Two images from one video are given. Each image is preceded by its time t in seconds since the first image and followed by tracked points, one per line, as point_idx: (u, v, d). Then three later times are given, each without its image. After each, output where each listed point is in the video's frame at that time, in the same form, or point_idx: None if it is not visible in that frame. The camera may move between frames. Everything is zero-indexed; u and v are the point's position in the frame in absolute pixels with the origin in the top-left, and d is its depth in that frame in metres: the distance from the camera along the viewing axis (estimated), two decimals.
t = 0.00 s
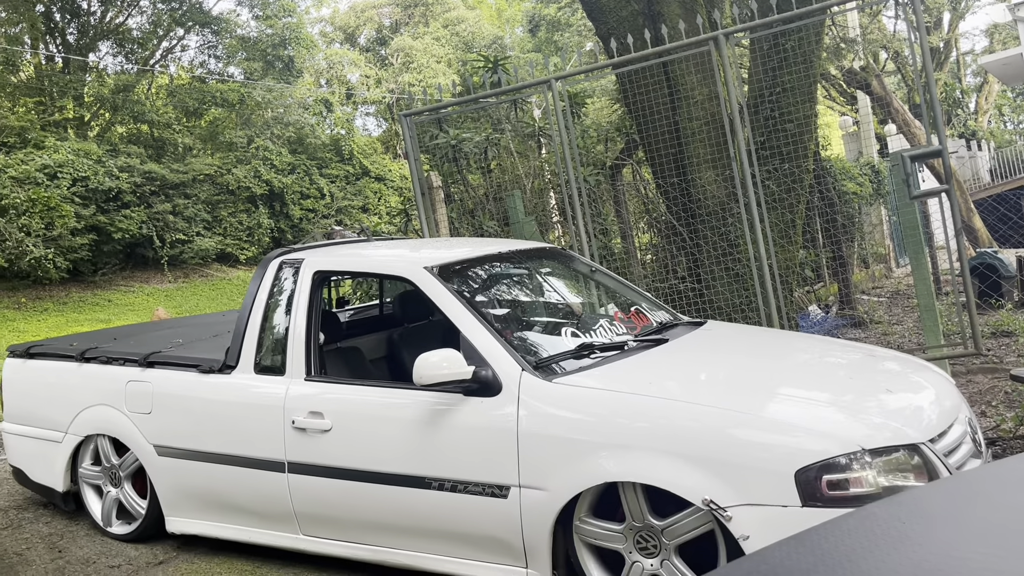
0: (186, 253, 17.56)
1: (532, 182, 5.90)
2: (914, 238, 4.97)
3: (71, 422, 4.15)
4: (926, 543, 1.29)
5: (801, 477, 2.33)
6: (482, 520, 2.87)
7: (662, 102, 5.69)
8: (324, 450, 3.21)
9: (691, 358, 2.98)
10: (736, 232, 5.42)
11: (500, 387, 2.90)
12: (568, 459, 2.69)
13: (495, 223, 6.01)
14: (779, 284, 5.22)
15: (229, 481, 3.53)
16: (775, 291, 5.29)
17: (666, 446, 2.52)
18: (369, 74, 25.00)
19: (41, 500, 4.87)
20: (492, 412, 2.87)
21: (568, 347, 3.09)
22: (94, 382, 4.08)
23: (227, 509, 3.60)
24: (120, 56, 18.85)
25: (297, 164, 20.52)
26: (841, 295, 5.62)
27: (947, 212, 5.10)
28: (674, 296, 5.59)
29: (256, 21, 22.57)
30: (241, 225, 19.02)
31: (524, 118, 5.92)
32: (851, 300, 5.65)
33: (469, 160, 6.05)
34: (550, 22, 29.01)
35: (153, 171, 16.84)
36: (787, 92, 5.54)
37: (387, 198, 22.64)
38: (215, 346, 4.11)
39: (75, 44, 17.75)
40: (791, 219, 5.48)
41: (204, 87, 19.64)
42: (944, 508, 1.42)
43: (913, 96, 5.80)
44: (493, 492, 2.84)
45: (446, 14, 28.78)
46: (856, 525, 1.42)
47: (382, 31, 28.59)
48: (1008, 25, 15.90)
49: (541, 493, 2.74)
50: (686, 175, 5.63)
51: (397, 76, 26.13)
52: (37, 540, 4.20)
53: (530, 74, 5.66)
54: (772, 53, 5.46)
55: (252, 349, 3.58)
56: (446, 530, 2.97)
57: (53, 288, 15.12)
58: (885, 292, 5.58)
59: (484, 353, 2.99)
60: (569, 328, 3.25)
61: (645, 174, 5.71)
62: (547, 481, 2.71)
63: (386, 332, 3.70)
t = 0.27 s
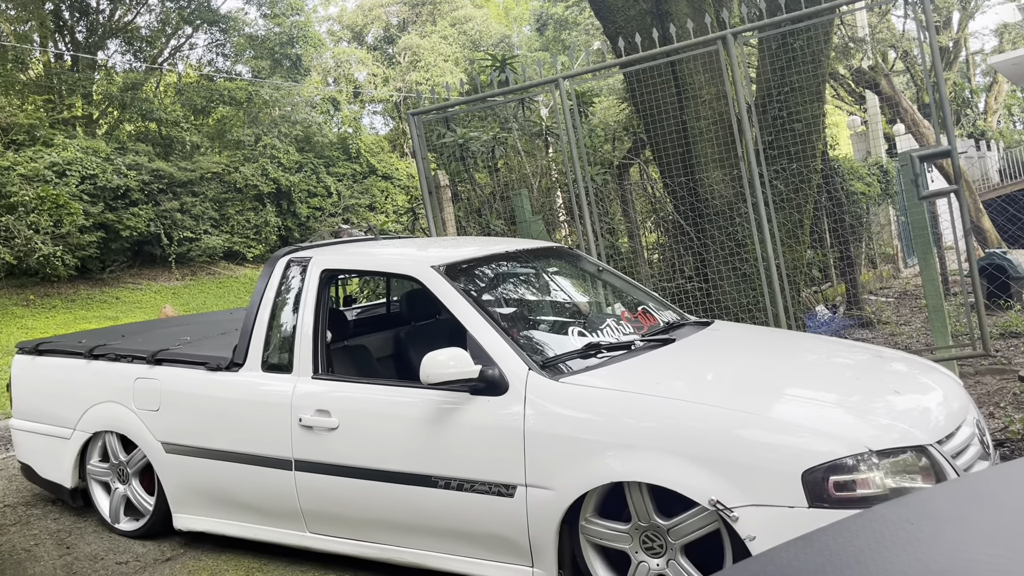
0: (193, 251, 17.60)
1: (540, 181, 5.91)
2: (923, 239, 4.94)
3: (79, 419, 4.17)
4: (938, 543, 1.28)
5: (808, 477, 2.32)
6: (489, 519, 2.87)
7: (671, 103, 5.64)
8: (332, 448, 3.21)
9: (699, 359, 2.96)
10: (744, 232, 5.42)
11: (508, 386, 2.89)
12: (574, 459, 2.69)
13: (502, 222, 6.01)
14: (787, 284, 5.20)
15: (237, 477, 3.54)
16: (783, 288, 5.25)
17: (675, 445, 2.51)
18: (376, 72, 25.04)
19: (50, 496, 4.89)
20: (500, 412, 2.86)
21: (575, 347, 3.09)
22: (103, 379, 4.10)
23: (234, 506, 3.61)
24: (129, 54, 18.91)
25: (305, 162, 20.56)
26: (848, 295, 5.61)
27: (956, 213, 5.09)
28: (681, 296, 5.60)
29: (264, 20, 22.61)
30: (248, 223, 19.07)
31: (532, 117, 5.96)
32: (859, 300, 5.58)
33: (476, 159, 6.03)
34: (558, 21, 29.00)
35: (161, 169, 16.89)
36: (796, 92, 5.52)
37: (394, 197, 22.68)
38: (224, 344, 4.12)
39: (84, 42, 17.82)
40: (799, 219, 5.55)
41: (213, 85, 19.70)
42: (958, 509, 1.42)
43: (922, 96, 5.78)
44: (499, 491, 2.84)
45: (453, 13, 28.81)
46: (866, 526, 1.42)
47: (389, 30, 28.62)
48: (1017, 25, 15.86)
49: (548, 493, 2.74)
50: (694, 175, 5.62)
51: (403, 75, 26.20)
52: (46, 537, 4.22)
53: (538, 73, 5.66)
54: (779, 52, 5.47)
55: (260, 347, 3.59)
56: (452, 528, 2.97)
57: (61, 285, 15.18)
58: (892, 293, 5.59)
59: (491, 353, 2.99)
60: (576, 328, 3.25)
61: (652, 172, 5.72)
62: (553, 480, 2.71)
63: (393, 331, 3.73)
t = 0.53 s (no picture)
0: (200, 248, 17.63)
1: (546, 179, 5.89)
2: (931, 238, 4.91)
3: (82, 414, 4.18)
4: (946, 544, 1.28)
5: (799, 476, 2.32)
6: (485, 515, 2.88)
7: (677, 100, 5.63)
8: (331, 444, 3.22)
9: (701, 357, 2.96)
10: (750, 230, 5.42)
11: (504, 383, 2.90)
12: (569, 455, 2.69)
13: (509, 220, 6.01)
14: (794, 283, 5.17)
15: (236, 472, 3.55)
16: (791, 292, 5.24)
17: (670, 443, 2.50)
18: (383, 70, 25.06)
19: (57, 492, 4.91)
20: (497, 408, 2.87)
21: (571, 345, 3.09)
22: (105, 374, 4.11)
23: (233, 500, 3.62)
24: (137, 51, 18.96)
25: (312, 159, 20.58)
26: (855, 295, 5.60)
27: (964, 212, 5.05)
28: (687, 295, 5.56)
29: (271, 17, 22.64)
30: (255, 220, 19.11)
31: (539, 115, 5.96)
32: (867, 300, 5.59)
33: (483, 157, 6.04)
34: (565, 19, 28.99)
35: (168, 166, 16.92)
36: (804, 90, 5.56)
37: (401, 194, 22.70)
38: (225, 340, 4.12)
39: (93, 39, 17.87)
40: (806, 218, 5.41)
41: (220, 82, 19.74)
42: (966, 510, 1.41)
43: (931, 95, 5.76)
44: (495, 487, 2.85)
45: (460, 10, 28.82)
46: (875, 526, 1.41)
47: (396, 27, 28.64)
48: None
49: (542, 489, 2.74)
50: (700, 172, 5.64)
51: (410, 73, 26.30)
52: (53, 532, 4.24)
53: (545, 71, 5.65)
54: (787, 51, 5.53)
55: (260, 343, 3.59)
56: (448, 524, 2.98)
57: (69, 282, 15.22)
58: (900, 292, 5.71)
59: (487, 350, 2.99)
60: (573, 327, 3.24)
61: (658, 171, 5.75)
62: (548, 477, 2.72)
63: (393, 328, 3.75)
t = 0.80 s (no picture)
0: (207, 245, 17.67)
1: (552, 176, 5.89)
2: (937, 237, 4.88)
3: (76, 406, 4.24)
4: (951, 545, 1.27)
5: (768, 470, 2.39)
6: (464, 508, 2.92)
7: (684, 97, 5.70)
8: (315, 438, 3.26)
9: (696, 358, 2.96)
10: (757, 228, 5.43)
11: (483, 377, 2.94)
12: (548, 450, 2.73)
13: (514, 218, 6.00)
14: (800, 282, 5.17)
15: (223, 465, 3.58)
16: (796, 290, 5.24)
17: (643, 438, 2.56)
18: (389, 67, 25.09)
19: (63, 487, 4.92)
20: (475, 404, 2.91)
21: (551, 342, 3.12)
22: (99, 367, 4.16)
23: (221, 493, 3.65)
24: (143, 47, 18.99)
25: (318, 156, 20.59)
26: (860, 293, 5.69)
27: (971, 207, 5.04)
28: (693, 292, 5.56)
29: (277, 13, 22.66)
30: (261, 217, 19.14)
31: (544, 112, 5.93)
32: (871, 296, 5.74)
33: (489, 154, 6.05)
34: (571, 15, 28.97)
35: (174, 162, 16.95)
36: (811, 87, 5.50)
37: (406, 191, 22.71)
38: (217, 334, 4.14)
39: (100, 35, 17.93)
40: (812, 215, 5.45)
41: (226, 78, 19.77)
42: (971, 510, 1.40)
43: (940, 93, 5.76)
44: (474, 481, 2.88)
45: (466, 7, 28.81)
46: (879, 526, 1.41)
47: (402, 24, 28.67)
48: None
49: (519, 482, 2.78)
50: (707, 170, 5.64)
51: (416, 69, 26.32)
52: (59, 527, 4.25)
53: (551, 68, 5.64)
54: (794, 47, 5.42)
55: (248, 338, 3.61)
56: (429, 515, 3.01)
57: (76, 278, 15.26)
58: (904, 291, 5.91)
59: (468, 347, 3.03)
60: (555, 324, 3.26)
61: (665, 168, 5.69)
62: (524, 471, 2.76)
63: (382, 324, 3.75)
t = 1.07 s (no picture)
0: (212, 240, 17.70)
1: (557, 172, 5.87)
2: (943, 233, 4.88)
3: (64, 397, 4.30)
4: (952, 542, 1.27)
5: (722, 462, 2.45)
6: (432, 497, 3.00)
7: (688, 92, 5.62)
8: (292, 429, 3.32)
9: (667, 355, 2.99)
10: (762, 224, 5.36)
11: (452, 371, 3.01)
12: (516, 442, 2.79)
13: (518, 214, 6.01)
14: (803, 276, 5.17)
15: (204, 456, 3.66)
16: (801, 280, 5.25)
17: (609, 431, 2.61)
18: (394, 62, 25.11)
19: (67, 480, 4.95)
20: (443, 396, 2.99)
21: (520, 336, 3.19)
22: (87, 359, 4.21)
23: (203, 483, 3.73)
24: (148, 43, 19.03)
25: (322, 152, 20.61)
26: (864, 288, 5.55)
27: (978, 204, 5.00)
28: (698, 287, 5.58)
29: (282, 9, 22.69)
30: (265, 212, 19.17)
31: (549, 108, 5.91)
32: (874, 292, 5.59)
33: (493, 150, 6.05)
34: (577, 11, 28.94)
35: (179, 157, 16.98)
36: (816, 83, 5.54)
37: (411, 187, 22.74)
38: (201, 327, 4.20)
39: (105, 30, 17.98)
40: (817, 212, 5.37)
41: (231, 74, 19.80)
42: (971, 508, 1.40)
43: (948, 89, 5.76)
44: (442, 472, 2.96)
45: (471, 3, 28.80)
46: (882, 522, 1.40)
47: (407, 19, 28.67)
48: None
49: (485, 473, 2.86)
50: (711, 167, 5.62)
51: (422, 65, 26.38)
52: (65, 521, 4.27)
53: (555, 63, 5.64)
54: (799, 43, 5.42)
55: (230, 332, 3.67)
56: (400, 505, 3.09)
57: (81, 273, 15.30)
58: (911, 287, 5.70)
59: (438, 341, 3.10)
60: (525, 317, 3.33)
61: (669, 164, 5.69)
62: (491, 462, 2.84)
63: (364, 318, 3.86)
